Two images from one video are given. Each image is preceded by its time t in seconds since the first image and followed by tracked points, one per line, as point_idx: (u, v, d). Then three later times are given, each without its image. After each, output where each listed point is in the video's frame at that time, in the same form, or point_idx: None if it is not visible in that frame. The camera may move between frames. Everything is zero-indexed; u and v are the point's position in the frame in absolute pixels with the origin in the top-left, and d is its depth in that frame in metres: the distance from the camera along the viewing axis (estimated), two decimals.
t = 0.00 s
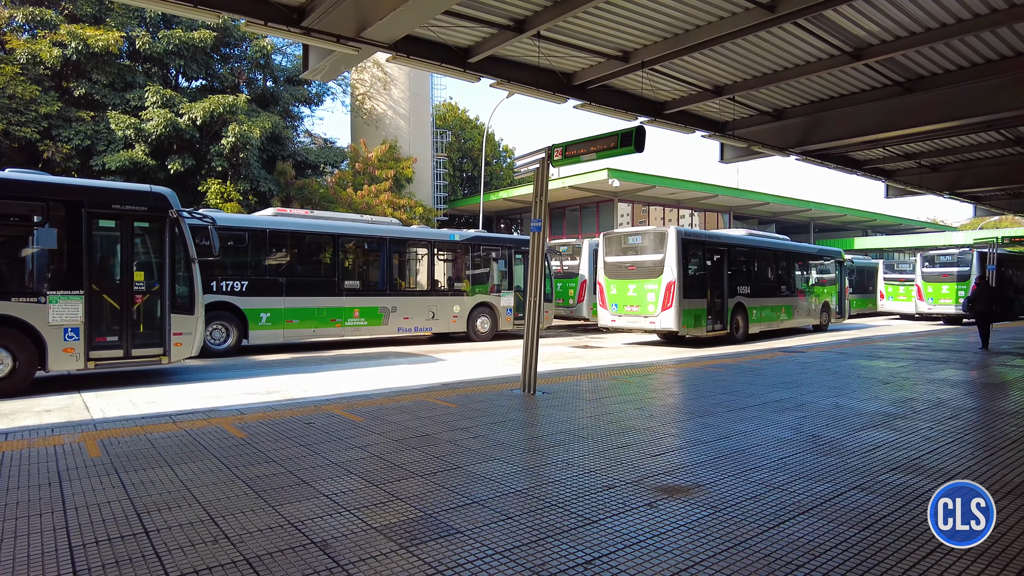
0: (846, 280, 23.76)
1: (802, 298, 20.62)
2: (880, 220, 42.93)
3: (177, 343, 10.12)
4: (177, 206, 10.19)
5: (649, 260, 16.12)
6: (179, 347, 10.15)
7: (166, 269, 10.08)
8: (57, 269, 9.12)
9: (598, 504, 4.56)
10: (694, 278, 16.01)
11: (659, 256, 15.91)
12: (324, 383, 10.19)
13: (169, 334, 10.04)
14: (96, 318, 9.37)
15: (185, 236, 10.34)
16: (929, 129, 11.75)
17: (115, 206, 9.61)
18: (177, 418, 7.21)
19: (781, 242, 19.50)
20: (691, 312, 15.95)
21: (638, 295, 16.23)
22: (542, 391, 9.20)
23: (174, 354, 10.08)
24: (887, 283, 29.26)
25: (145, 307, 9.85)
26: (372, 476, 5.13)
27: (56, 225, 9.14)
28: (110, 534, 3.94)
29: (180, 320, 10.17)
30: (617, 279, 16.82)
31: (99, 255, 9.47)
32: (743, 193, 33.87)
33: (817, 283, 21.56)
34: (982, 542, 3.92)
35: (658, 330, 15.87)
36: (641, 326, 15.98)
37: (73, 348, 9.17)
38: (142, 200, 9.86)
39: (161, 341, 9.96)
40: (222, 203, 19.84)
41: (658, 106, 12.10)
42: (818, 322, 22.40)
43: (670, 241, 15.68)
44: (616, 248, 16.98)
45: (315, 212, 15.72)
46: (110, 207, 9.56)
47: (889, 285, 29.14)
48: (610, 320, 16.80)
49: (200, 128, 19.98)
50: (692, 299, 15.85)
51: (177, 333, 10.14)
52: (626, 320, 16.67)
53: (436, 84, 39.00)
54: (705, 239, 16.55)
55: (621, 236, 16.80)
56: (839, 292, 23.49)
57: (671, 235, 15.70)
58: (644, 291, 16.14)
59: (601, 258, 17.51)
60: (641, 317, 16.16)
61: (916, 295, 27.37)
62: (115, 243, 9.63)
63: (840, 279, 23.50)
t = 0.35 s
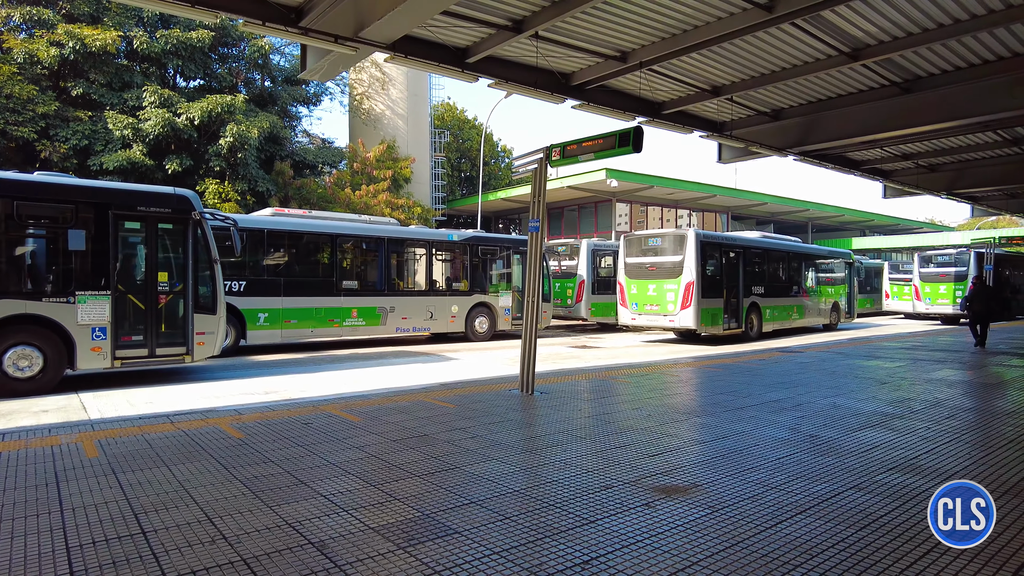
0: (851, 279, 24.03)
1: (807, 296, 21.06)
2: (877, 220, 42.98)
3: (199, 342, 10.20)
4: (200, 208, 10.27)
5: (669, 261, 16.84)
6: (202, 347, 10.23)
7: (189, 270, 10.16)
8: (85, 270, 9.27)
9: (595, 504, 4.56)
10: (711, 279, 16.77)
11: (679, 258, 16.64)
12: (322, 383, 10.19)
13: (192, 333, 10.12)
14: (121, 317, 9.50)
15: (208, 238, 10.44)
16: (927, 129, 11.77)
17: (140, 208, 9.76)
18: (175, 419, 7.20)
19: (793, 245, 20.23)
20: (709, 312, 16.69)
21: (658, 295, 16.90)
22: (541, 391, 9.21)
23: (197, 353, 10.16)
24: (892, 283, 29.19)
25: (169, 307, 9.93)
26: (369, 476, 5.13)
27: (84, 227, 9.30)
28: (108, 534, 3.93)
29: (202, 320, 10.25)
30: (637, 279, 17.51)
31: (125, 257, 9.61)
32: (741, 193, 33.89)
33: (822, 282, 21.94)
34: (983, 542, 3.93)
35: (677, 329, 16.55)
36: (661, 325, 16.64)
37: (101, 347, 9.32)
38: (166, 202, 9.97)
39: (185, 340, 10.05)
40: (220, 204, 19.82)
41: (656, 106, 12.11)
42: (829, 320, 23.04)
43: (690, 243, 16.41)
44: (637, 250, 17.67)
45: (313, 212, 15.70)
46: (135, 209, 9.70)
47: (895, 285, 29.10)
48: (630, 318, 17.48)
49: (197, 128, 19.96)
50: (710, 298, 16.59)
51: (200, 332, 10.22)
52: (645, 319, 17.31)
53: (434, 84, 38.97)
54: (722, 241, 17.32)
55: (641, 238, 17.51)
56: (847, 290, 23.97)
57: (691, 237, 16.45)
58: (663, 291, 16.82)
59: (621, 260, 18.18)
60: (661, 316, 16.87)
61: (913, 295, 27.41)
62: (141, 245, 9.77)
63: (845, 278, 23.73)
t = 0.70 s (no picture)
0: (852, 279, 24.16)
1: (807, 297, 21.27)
2: (875, 220, 43.06)
3: (223, 341, 10.55)
4: (223, 210, 10.60)
5: (684, 262, 17.64)
6: (225, 345, 10.59)
7: (213, 270, 10.47)
8: (115, 270, 9.55)
9: (593, 504, 4.56)
10: (725, 279, 17.59)
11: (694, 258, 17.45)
12: (320, 383, 10.18)
13: (216, 332, 10.46)
14: (149, 317, 9.81)
15: (231, 239, 10.75)
16: (924, 130, 11.78)
17: (167, 210, 10.05)
18: (172, 419, 7.20)
19: (800, 245, 21.04)
20: (723, 310, 17.52)
21: (675, 294, 17.71)
22: (538, 391, 9.22)
23: (220, 351, 10.50)
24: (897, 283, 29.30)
25: (194, 307, 10.25)
26: (367, 476, 5.13)
27: (113, 229, 9.58)
28: (104, 535, 3.93)
29: (226, 319, 10.60)
30: (653, 279, 18.30)
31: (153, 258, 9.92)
32: (739, 193, 33.93)
33: (823, 282, 22.15)
34: (983, 542, 3.93)
35: (693, 326, 17.40)
36: (679, 323, 17.47)
37: (129, 346, 9.60)
38: (191, 204, 10.28)
39: (209, 339, 10.38)
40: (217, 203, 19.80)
41: (653, 106, 12.12)
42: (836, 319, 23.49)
43: (706, 245, 17.23)
44: (653, 251, 18.44)
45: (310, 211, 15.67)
46: (162, 211, 10.00)
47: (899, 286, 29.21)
48: (646, 317, 18.25)
49: (195, 128, 19.93)
50: (723, 297, 17.41)
51: (224, 331, 10.57)
52: (662, 317, 18.12)
53: (432, 84, 38.97)
54: (735, 243, 18.16)
55: (657, 240, 18.31)
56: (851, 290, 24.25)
57: (706, 239, 17.27)
58: (680, 290, 17.63)
59: (637, 260, 18.94)
60: (677, 314, 17.66)
61: (911, 294, 27.47)
62: (168, 246, 10.07)
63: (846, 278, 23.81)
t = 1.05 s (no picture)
0: (852, 279, 24.15)
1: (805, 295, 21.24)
2: (873, 220, 43.15)
3: (247, 340, 10.70)
4: (247, 212, 10.76)
5: (699, 263, 18.09)
6: (249, 344, 10.73)
7: (238, 270, 10.62)
8: (143, 271, 9.72)
9: (592, 504, 4.56)
10: (738, 279, 18.07)
11: (708, 259, 17.90)
12: (319, 383, 10.18)
13: (240, 332, 10.59)
14: (176, 316, 9.97)
15: (255, 240, 10.92)
16: (922, 130, 11.80)
17: (193, 211, 10.24)
18: (170, 419, 7.20)
19: (809, 247, 21.50)
20: (736, 309, 17.98)
21: (690, 294, 18.16)
22: (537, 391, 9.22)
23: (244, 350, 10.64)
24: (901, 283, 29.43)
25: (218, 307, 10.39)
26: (365, 476, 5.13)
27: (141, 230, 9.76)
28: (100, 536, 3.91)
29: (249, 318, 10.74)
30: (669, 280, 18.76)
31: (180, 259, 10.08)
32: (737, 193, 33.97)
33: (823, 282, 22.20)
34: (984, 542, 3.93)
35: (708, 325, 17.86)
36: (694, 322, 17.94)
37: (156, 345, 9.76)
38: (215, 206, 10.46)
39: (233, 338, 10.52)
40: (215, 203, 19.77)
41: (652, 106, 12.12)
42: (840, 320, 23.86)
43: (720, 246, 17.67)
44: (668, 252, 18.86)
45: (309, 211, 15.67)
46: (188, 212, 10.17)
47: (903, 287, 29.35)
48: (662, 316, 18.68)
49: (193, 128, 19.91)
50: (737, 297, 17.88)
51: (248, 331, 10.72)
52: (677, 316, 18.59)
53: (430, 83, 38.96)
54: (747, 245, 18.64)
55: (672, 241, 18.76)
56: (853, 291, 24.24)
57: (720, 240, 17.74)
58: (695, 290, 18.09)
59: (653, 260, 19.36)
60: (692, 313, 18.11)
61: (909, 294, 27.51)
62: (195, 246, 10.24)
63: (847, 278, 23.81)
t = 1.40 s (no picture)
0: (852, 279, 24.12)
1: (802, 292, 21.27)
2: (872, 220, 43.18)
3: (272, 338, 10.98)
4: (271, 214, 11.02)
5: (713, 263, 18.58)
6: (274, 343, 11.01)
7: (262, 271, 10.90)
8: (171, 271, 9.93)
9: (590, 504, 4.56)
10: (751, 279, 18.56)
11: (723, 260, 18.38)
12: (317, 383, 10.18)
13: (264, 330, 10.88)
14: (202, 316, 10.22)
15: (278, 241, 11.19)
16: (920, 130, 11.80)
17: (219, 213, 10.47)
18: (168, 419, 7.19)
19: (818, 248, 22.05)
20: (749, 308, 18.50)
21: (704, 293, 18.67)
22: (535, 391, 9.22)
23: (268, 348, 10.92)
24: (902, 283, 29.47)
25: (244, 306, 10.68)
26: (364, 476, 5.13)
27: (170, 232, 9.96)
28: (97, 536, 3.91)
29: (274, 318, 11.04)
30: (683, 279, 19.25)
31: (207, 259, 10.31)
32: (736, 193, 33.98)
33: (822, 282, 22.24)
34: (983, 542, 3.92)
35: (722, 324, 18.43)
36: (708, 320, 18.50)
37: (184, 343, 10.00)
38: (240, 207, 10.70)
39: (257, 337, 10.81)
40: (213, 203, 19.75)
41: (651, 106, 12.13)
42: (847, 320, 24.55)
43: (734, 248, 18.11)
44: (683, 252, 19.31)
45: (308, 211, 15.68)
46: (214, 214, 10.41)
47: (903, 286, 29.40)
48: (677, 314, 19.19)
49: (191, 127, 19.89)
50: (750, 296, 18.39)
51: (271, 330, 10.99)
52: (691, 314, 19.13)
53: (429, 83, 38.95)
54: (760, 246, 19.14)
55: (687, 242, 19.22)
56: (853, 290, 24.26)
57: (735, 242, 18.21)
58: (709, 290, 18.62)
59: (667, 260, 19.82)
60: (706, 312, 18.62)
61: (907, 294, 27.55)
62: (221, 247, 10.50)
63: (847, 277, 23.79)
